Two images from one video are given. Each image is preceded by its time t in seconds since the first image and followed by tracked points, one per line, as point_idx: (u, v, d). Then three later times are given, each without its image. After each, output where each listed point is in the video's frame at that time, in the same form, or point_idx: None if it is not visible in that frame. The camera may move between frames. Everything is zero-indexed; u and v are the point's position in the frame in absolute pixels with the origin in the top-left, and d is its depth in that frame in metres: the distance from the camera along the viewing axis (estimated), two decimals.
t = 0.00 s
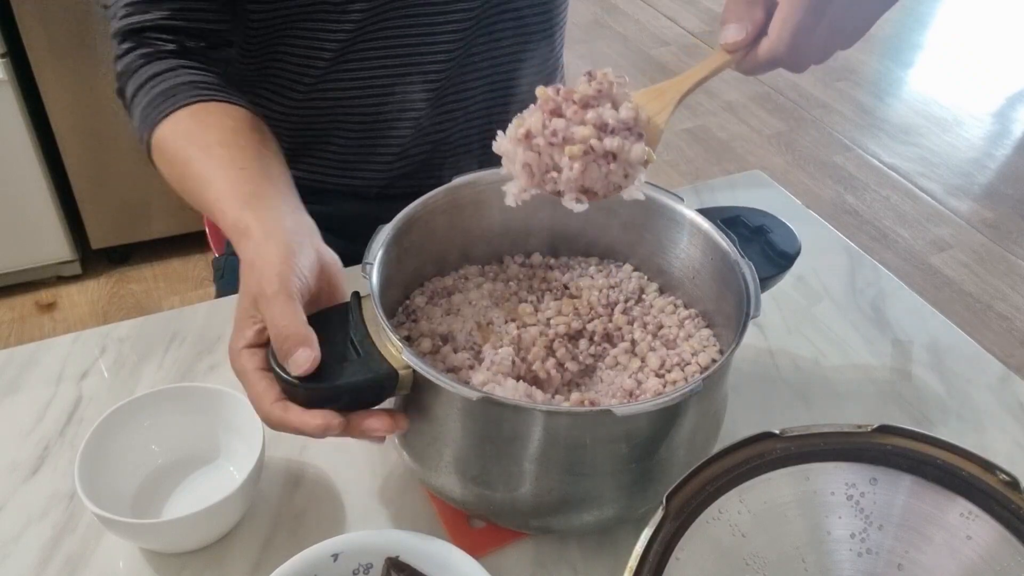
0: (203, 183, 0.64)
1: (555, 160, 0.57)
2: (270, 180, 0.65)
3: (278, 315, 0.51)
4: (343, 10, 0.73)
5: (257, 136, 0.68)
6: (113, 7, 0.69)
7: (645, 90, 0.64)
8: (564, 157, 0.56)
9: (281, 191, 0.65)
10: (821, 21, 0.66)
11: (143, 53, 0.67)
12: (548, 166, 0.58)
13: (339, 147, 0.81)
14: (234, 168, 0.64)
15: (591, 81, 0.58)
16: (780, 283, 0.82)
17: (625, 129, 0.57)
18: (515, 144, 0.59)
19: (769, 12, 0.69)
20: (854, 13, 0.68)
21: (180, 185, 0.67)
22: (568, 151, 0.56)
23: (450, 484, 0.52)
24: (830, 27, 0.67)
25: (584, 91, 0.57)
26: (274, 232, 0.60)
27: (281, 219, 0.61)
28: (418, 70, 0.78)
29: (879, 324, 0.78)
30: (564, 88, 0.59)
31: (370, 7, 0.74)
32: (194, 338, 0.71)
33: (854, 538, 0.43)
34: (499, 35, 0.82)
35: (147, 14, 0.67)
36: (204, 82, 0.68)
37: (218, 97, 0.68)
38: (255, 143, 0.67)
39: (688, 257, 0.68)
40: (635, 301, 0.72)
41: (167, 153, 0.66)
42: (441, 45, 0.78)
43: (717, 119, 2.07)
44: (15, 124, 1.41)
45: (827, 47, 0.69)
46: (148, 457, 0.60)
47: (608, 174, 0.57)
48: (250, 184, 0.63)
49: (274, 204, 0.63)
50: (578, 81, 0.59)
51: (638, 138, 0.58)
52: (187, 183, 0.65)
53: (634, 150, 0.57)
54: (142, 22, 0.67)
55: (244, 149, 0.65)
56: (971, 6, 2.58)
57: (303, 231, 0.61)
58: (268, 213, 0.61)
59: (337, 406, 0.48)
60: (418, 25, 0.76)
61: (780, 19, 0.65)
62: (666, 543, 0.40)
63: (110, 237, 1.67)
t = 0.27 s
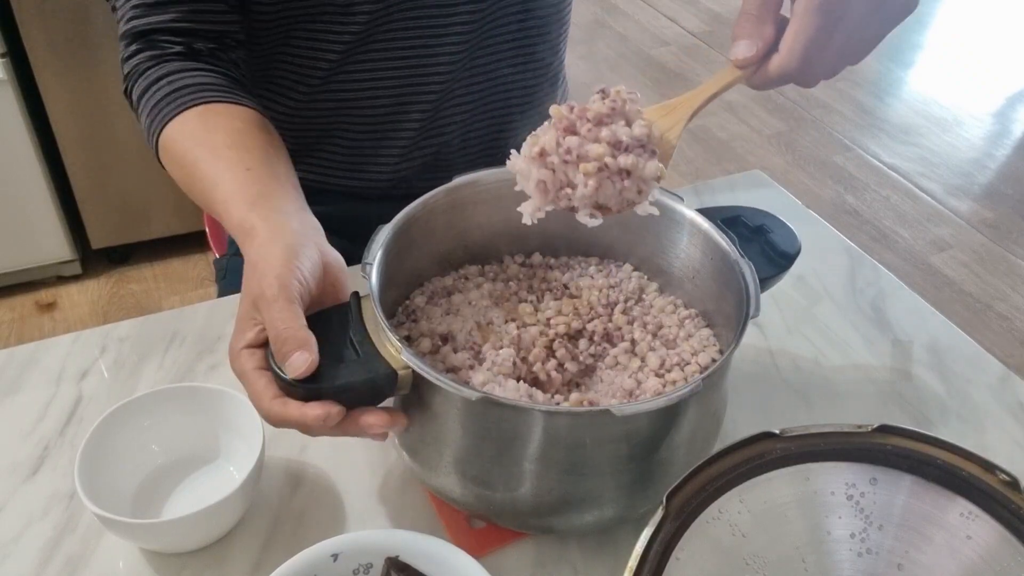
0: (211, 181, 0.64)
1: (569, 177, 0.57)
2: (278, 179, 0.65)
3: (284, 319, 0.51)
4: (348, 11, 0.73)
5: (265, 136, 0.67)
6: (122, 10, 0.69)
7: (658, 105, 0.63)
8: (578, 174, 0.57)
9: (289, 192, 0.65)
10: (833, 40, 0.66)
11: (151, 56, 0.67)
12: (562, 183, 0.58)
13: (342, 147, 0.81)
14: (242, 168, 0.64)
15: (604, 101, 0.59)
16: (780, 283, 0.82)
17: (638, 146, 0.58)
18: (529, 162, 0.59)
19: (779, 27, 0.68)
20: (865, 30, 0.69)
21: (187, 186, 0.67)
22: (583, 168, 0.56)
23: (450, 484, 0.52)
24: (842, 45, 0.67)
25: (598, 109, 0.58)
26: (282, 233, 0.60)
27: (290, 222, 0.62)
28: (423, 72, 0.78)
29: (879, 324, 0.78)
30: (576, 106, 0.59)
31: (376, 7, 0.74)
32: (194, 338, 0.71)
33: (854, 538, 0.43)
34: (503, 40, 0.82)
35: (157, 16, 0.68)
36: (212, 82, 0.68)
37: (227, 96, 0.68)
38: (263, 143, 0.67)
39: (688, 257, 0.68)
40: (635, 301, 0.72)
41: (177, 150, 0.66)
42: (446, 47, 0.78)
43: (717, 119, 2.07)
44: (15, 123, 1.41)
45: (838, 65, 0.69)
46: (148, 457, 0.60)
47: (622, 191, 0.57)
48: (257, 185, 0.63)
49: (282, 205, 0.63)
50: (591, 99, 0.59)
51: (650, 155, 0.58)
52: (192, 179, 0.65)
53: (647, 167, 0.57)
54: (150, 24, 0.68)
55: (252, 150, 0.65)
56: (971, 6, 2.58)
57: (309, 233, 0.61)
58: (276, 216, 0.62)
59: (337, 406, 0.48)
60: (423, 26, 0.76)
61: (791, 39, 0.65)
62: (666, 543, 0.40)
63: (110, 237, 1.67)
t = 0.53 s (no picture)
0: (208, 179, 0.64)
1: (565, 169, 0.58)
2: (274, 180, 0.65)
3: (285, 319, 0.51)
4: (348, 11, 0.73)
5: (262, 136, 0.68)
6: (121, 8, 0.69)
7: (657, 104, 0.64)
8: (573, 164, 0.56)
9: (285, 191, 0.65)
10: (833, 37, 0.68)
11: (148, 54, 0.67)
12: (560, 175, 0.58)
13: (342, 147, 0.81)
14: (238, 168, 0.64)
15: (599, 95, 0.59)
16: (780, 283, 0.82)
17: (632, 133, 0.58)
18: (526, 158, 0.59)
19: (781, 23, 0.69)
20: (865, 27, 0.70)
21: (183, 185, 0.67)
22: (576, 156, 0.56)
23: (450, 485, 0.52)
24: (842, 42, 0.68)
25: (592, 102, 0.58)
26: (278, 233, 0.60)
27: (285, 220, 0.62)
28: (422, 72, 0.79)
29: (879, 324, 0.78)
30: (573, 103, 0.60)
31: (376, 7, 0.74)
32: (194, 338, 0.71)
33: (854, 539, 0.43)
34: (503, 41, 0.82)
35: (155, 15, 0.68)
36: (209, 81, 0.68)
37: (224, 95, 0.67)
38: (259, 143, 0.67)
39: (688, 257, 0.68)
40: (635, 301, 0.72)
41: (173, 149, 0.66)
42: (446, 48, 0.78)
43: (717, 119, 2.07)
44: (16, 124, 1.41)
45: (837, 61, 0.70)
46: (148, 457, 0.60)
47: (619, 178, 0.57)
48: (253, 185, 0.63)
49: (279, 205, 0.63)
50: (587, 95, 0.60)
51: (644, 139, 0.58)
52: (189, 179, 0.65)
53: (642, 153, 0.57)
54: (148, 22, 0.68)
55: (249, 150, 0.65)
56: (971, 6, 2.58)
57: (305, 233, 0.61)
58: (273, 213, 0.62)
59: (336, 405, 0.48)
60: (423, 27, 0.77)
61: (792, 35, 0.66)
62: (667, 543, 0.40)
63: (110, 237, 1.67)
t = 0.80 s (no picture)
0: (197, 173, 0.62)
1: (572, 175, 0.58)
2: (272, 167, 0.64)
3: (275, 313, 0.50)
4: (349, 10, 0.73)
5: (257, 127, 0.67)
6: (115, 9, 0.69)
7: (664, 112, 0.65)
8: (581, 169, 0.57)
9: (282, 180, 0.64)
10: (837, 35, 0.67)
11: (143, 50, 0.66)
12: (567, 182, 0.58)
13: (342, 147, 0.81)
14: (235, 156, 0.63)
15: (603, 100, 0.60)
16: (780, 283, 0.82)
17: (637, 135, 0.58)
18: (532, 168, 0.60)
19: (785, 24, 0.69)
20: (872, 24, 0.69)
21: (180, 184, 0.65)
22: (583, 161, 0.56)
23: (450, 484, 0.52)
24: (849, 39, 0.68)
25: (597, 107, 0.59)
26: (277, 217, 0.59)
27: (277, 204, 0.60)
28: (422, 71, 0.79)
29: (879, 324, 0.78)
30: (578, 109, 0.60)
31: (375, 7, 0.74)
32: (194, 338, 0.71)
33: (854, 538, 0.43)
34: (503, 40, 0.82)
35: (150, 14, 0.67)
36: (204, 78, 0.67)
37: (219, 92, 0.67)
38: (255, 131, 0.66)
39: (688, 257, 0.68)
40: (635, 301, 0.72)
41: (162, 147, 0.65)
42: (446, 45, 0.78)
43: (717, 119, 2.07)
44: (16, 123, 1.41)
45: (846, 59, 0.70)
46: (148, 457, 0.60)
47: (626, 179, 0.57)
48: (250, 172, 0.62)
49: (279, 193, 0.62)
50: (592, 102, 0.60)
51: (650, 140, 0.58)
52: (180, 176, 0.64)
53: (647, 152, 0.57)
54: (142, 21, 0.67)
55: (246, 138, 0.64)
56: (971, 6, 2.58)
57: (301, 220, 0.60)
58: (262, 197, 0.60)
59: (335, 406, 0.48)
60: (423, 25, 0.77)
61: (797, 34, 0.66)
62: (667, 543, 0.40)
63: (110, 237, 1.67)
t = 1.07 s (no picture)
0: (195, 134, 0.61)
1: (564, 188, 0.58)
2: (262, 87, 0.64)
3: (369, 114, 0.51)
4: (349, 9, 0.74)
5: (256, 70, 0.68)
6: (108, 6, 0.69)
7: (652, 125, 0.66)
8: (573, 185, 0.57)
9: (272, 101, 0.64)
10: (829, 52, 0.70)
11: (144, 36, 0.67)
12: (558, 195, 0.58)
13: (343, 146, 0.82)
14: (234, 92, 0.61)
15: (597, 115, 0.60)
16: (780, 283, 0.82)
17: (630, 155, 0.59)
18: (525, 182, 0.60)
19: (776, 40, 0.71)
20: (863, 45, 0.71)
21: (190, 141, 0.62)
22: (575, 177, 0.57)
23: (450, 485, 0.52)
24: (839, 59, 0.70)
25: (591, 123, 0.60)
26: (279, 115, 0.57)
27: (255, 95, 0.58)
28: (423, 71, 0.79)
29: (879, 324, 0.78)
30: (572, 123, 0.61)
31: (374, 8, 0.74)
32: (194, 338, 0.71)
33: (854, 538, 0.43)
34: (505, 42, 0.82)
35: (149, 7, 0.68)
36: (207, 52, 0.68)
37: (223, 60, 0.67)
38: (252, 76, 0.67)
39: (688, 257, 0.68)
40: (635, 301, 0.72)
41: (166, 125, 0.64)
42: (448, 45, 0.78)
43: (717, 119, 2.07)
44: (15, 123, 1.40)
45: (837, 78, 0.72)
46: (148, 457, 0.60)
47: (617, 199, 0.57)
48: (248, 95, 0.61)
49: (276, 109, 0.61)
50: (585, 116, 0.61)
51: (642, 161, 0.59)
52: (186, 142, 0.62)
53: (639, 173, 0.57)
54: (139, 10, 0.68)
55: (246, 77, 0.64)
56: (971, 6, 2.58)
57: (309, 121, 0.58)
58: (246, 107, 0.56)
59: (335, 406, 0.48)
60: (425, 26, 0.77)
61: (788, 54, 0.68)
62: (667, 543, 0.40)
63: (110, 237, 1.67)
